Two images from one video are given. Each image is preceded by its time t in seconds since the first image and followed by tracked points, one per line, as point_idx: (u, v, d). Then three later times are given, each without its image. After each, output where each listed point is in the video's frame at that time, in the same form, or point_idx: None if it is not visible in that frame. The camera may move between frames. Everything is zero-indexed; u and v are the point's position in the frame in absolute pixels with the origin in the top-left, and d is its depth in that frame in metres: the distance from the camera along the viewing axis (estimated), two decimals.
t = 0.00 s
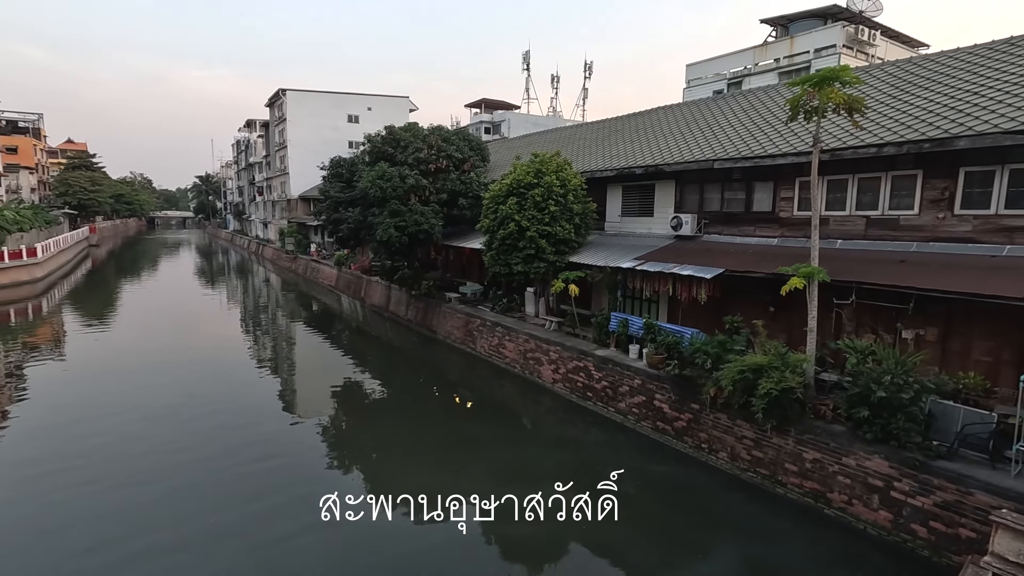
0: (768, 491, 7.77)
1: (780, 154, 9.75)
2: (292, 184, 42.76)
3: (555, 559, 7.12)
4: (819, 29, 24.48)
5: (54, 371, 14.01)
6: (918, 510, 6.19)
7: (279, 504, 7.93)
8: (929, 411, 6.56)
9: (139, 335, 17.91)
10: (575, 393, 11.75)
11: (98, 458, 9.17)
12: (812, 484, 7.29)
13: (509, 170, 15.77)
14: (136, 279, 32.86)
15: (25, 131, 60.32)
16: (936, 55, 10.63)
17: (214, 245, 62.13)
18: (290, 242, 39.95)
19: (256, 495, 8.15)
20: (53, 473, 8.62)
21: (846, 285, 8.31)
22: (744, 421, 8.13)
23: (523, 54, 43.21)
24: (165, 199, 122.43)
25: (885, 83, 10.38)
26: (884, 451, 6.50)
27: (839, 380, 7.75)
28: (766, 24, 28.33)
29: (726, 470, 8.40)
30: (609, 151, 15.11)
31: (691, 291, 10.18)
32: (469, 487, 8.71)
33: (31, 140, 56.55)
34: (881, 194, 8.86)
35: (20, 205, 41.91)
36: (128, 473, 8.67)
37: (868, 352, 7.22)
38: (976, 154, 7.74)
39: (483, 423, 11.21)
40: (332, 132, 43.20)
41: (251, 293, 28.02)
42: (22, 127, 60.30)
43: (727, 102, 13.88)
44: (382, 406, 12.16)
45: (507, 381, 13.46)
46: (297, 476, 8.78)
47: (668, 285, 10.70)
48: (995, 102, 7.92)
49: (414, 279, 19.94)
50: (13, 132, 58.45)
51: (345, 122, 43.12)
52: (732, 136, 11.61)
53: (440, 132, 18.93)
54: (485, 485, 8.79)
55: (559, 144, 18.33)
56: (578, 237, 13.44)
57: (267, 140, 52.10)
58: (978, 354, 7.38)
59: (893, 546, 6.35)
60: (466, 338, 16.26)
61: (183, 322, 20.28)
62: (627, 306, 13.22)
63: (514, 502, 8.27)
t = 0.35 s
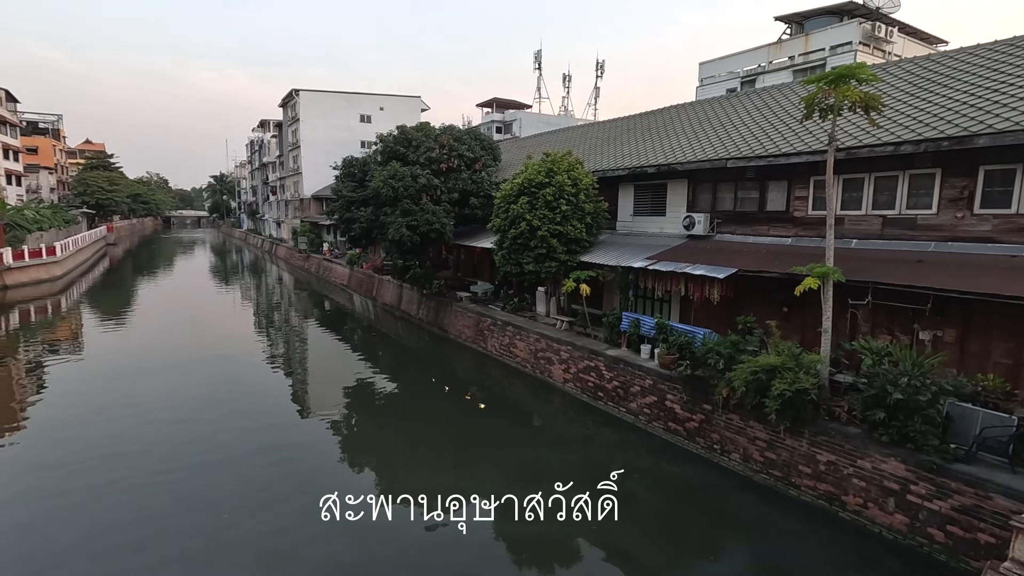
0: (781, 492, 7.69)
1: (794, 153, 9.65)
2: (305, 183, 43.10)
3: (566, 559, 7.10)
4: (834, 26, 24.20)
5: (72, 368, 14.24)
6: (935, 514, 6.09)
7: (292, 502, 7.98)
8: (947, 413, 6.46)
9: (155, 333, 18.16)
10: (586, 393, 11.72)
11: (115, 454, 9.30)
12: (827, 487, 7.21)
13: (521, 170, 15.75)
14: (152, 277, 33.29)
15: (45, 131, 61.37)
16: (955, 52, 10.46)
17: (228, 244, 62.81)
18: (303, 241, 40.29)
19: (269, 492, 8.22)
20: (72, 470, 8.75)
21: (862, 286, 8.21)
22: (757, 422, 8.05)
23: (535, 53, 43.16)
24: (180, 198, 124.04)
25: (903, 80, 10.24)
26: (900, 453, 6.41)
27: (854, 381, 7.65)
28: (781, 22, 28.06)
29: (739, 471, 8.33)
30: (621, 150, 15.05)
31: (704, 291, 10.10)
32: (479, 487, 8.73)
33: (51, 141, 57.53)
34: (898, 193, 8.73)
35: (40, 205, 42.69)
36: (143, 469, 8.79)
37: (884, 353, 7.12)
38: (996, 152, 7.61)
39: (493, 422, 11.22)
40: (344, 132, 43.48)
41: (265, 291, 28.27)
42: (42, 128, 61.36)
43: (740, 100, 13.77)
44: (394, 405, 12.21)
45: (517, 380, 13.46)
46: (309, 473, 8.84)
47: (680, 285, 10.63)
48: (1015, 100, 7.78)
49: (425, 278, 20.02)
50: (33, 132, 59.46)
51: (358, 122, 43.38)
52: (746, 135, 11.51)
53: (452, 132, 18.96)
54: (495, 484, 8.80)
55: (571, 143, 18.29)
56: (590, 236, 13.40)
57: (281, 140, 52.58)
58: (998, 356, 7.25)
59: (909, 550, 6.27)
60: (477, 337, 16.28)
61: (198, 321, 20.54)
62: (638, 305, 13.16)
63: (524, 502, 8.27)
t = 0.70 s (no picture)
0: (794, 495, 7.62)
1: (809, 152, 9.55)
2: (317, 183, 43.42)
3: (577, 559, 7.06)
4: (850, 24, 23.89)
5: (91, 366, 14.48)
6: (953, 519, 5.99)
7: (303, 499, 8.04)
8: (965, 416, 6.36)
9: (170, 331, 18.42)
10: (597, 393, 11.68)
11: (129, 451, 9.41)
12: (841, 490, 7.12)
13: (532, 169, 15.73)
14: (167, 277, 33.72)
15: (64, 132, 62.40)
16: (974, 49, 10.29)
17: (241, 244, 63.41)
18: (315, 240, 40.59)
19: (281, 490, 8.28)
20: (89, 466, 8.87)
21: (878, 286, 8.10)
22: (770, 424, 7.98)
23: (547, 53, 43.11)
24: (195, 198, 125.67)
25: (921, 78, 10.08)
26: (917, 457, 6.30)
27: (870, 383, 7.55)
28: (795, 19, 27.78)
29: (751, 473, 8.25)
30: (632, 150, 14.98)
31: (716, 292, 10.02)
32: (490, 486, 8.73)
33: (69, 142, 58.48)
34: (915, 193, 8.61)
35: (60, 205, 43.45)
36: (157, 466, 8.90)
37: (901, 355, 7.02)
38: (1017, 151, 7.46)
39: (504, 422, 11.21)
40: (356, 132, 43.72)
41: (278, 290, 28.51)
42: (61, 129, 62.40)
43: (753, 99, 13.66)
44: (405, 404, 12.27)
45: (528, 380, 13.45)
46: (321, 472, 8.90)
47: (692, 285, 10.55)
48: None
49: (436, 278, 20.10)
50: (52, 134, 60.46)
51: (370, 122, 43.61)
52: (759, 134, 11.41)
53: (463, 132, 18.99)
54: (506, 484, 8.81)
55: (582, 143, 18.24)
56: (601, 236, 13.35)
57: (294, 140, 53.03)
58: (1019, 358, 7.11)
59: (925, 554, 6.18)
60: (487, 336, 16.29)
61: (212, 319, 20.77)
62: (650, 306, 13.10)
63: (534, 502, 8.26)
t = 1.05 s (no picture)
0: (812, 498, 7.51)
1: (829, 150, 9.41)
2: (334, 183, 43.79)
3: (592, 560, 7.02)
4: (871, 20, 23.51)
5: (113, 362, 14.76)
6: (976, 525, 5.85)
7: (317, 497, 8.10)
8: (990, 420, 6.19)
9: (190, 329, 18.70)
10: (612, 393, 11.62)
11: (149, 447, 9.57)
12: (860, 494, 7.01)
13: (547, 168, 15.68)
14: (187, 275, 34.26)
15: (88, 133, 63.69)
16: (1000, 45, 10.05)
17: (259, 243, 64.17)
18: (331, 239, 40.97)
19: (297, 487, 8.35)
20: (110, 461, 9.03)
21: (900, 287, 7.96)
22: (787, 426, 7.87)
23: (562, 52, 43.01)
24: (214, 198, 127.53)
25: (945, 75, 9.88)
26: (939, 461, 6.17)
27: (891, 385, 7.42)
28: (815, 16, 27.39)
29: (767, 476, 8.16)
30: (648, 149, 14.88)
31: (733, 292, 9.91)
32: (503, 486, 8.74)
33: (93, 143, 59.66)
34: (938, 192, 8.44)
35: (83, 204, 44.33)
36: (176, 461, 9.05)
37: (923, 358, 6.89)
38: None
39: (518, 421, 11.21)
40: (372, 132, 44.02)
41: (295, 289, 28.80)
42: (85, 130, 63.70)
43: (771, 97, 13.51)
44: (419, 402, 12.32)
45: (542, 380, 13.43)
46: (336, 469, 8.97)
47: (708, 285, 10.45)
48: None
49: (451, 277, 20.16)
50: (76, 135, 61.68)
51: (386, 122, 43.91)
52: (778, 132, 11.26)
53: (478, 132, 19.02)
54: (520, 483, 8.82)
55: (597, 142, 18.17)
56: (616, 236, 13.29)
57: (311, 140, 53.53)
58: None
59: (947, 561, 6.06)
60: (502, 336, 16.30)
61: (231, 317, 21.05)
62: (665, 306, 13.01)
63: (548, 502, 8.26)
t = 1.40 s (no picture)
0: (832, 502, 7.40)
1: (852, 149, 9.24)
2: (352, 183, 44.16)
3: (610, 562, 6.98)
4: (896, 16, 23.05)
5: (137, 359, 15.07)
6: (1005, 533, 5.71)
7: (335, 494, 8.17)
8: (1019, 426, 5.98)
9: (212, 327, 18.99)
10: (629, 394, 11.56)
11: (172, 442, 9.74)
12: (883, 499, 6.88)
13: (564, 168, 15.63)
14: (209, 273, 34.82)
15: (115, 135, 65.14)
16: None
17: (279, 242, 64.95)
18: (350, 239, 41.33)
19: (316, 484, 8.45)
20: (135, 456, 9.22)
21: (925, 288, 7.79)
22: (808, 429, 7.75)
23: (580, 51, 42.83)
24: (235, 198, 129.49)
25: (973, 71, 9.65)
26: (966, 467, 6.02)
27: (915, 389, 7.26)
28: (838, 12, 26.92)
29: (788, 479, 8.04)
30: (667, 148, 14.76)
31: (753, 292, 9.78)
32: (519, 485, 8.74)
33: (119, 144, 60.98)
34: (966, 191, 8.25)
35: (109, 204, 45.33)
36: (198, 458, 9.19)
37: (949, 361, 6.73)
38: None
39: (534, 421, 11.20)
40: (391, 132, 44.31)
41: (314, 288, 29.14)
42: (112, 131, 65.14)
43: (792, 96, 13.34)
44: (435, 401, 12.37)
45: (559, 380, 13.39)
46: (353, 467, 9.04)
47: (727, 285, 10.32)
48: None
49: (468, 276, 20.23)
50: (103, 136, 63.03)
51: (404, 122, 44.18)
52: (799, 131, 11.09)
53: (495, 131, 19.04)
54: (537, 482, 8.82)
55: (615, 141, 18.07)
56: (633, 235, 13.20)
57: (330, 141, 54.05)
58: None
59: (973, 570, 5.91)
60: (518, 335, 16.29)
61: (251, 315, 21.35)
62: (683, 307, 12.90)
63: (564, 502, 8.24)
